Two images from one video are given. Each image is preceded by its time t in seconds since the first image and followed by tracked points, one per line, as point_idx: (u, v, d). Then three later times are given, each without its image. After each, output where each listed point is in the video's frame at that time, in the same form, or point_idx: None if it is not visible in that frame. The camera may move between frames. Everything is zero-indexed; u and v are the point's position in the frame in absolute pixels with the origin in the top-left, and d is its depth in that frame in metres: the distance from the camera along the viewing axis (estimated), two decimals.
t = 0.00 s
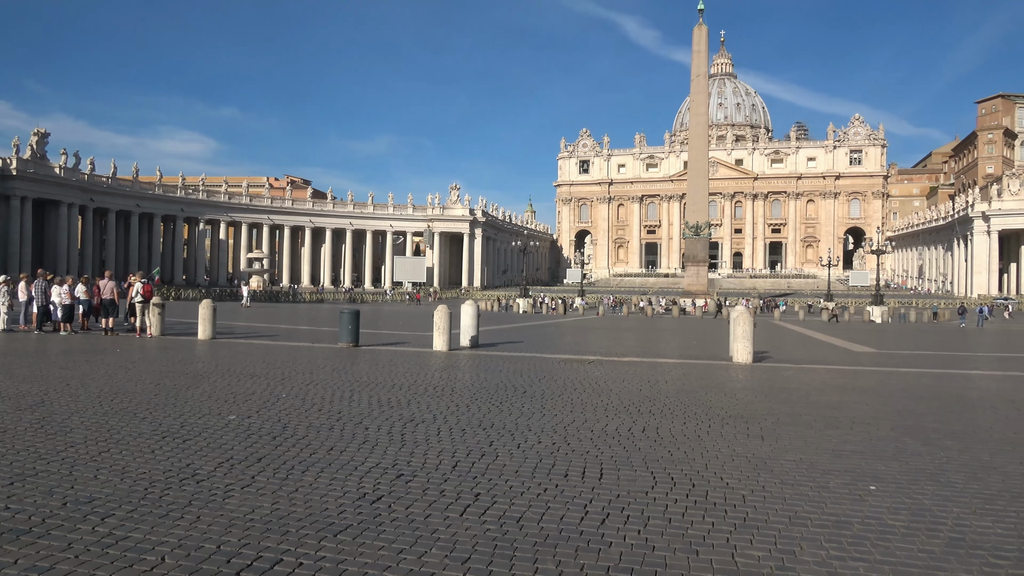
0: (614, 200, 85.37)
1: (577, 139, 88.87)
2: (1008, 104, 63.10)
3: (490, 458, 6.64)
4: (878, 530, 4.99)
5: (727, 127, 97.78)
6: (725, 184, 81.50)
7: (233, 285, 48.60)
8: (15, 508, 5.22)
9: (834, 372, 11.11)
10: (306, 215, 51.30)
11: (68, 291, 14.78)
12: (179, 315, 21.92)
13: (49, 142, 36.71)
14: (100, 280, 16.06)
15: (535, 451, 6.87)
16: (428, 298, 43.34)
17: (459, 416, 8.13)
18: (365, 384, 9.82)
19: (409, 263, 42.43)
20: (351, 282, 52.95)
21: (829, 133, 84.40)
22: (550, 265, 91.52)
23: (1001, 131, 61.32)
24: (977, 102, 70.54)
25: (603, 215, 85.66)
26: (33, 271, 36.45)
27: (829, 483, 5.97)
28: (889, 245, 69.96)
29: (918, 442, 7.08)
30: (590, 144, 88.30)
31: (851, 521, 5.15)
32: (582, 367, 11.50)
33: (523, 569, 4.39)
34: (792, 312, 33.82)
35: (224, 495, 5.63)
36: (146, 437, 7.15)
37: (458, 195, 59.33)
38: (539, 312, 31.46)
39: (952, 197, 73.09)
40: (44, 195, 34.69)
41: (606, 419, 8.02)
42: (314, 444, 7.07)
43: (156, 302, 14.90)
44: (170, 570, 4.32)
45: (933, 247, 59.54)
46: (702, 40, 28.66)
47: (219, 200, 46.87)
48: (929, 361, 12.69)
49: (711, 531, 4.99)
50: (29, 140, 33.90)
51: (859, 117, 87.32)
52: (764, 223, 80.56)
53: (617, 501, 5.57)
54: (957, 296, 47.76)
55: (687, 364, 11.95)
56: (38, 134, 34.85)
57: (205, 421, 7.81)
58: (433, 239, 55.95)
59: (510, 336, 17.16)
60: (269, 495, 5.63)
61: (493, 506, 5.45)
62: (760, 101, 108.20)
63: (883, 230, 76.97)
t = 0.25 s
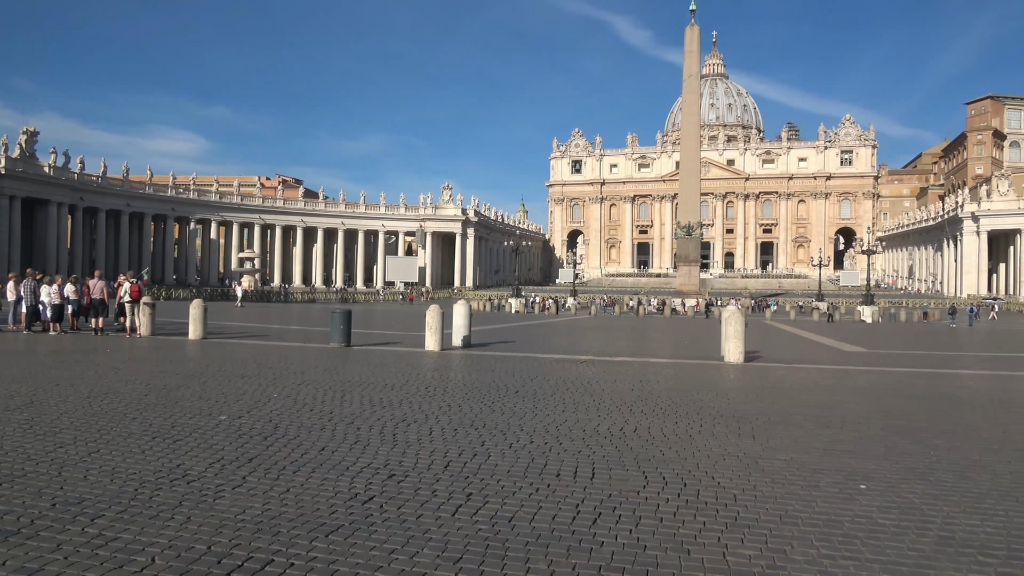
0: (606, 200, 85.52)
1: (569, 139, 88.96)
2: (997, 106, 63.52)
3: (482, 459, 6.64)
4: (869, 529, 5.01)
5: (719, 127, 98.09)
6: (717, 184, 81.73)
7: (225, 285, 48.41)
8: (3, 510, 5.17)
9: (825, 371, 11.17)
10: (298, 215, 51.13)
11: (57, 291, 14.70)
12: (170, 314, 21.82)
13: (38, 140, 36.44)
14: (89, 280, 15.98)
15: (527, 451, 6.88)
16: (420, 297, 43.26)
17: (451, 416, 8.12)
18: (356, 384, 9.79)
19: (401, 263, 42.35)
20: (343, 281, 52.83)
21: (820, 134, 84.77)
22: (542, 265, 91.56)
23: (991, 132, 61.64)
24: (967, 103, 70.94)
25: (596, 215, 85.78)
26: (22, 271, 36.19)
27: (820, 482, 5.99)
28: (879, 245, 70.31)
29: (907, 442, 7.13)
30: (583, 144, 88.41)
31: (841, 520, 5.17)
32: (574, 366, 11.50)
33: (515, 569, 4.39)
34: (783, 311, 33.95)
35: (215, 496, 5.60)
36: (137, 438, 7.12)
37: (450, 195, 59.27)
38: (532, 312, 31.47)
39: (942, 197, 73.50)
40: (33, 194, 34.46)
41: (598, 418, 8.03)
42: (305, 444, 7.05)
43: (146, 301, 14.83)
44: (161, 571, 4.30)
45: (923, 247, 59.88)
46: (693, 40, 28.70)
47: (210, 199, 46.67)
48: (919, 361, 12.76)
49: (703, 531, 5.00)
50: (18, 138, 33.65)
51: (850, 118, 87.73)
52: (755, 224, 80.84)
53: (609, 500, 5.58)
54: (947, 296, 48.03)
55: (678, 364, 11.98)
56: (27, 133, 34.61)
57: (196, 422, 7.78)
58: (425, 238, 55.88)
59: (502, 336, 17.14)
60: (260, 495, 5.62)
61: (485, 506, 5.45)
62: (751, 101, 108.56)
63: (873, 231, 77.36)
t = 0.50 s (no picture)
0: (597, 200, 85.68)
1: (561, 139, 89.08)
2: (984, 107, 64.04)
3: (472, 458, 6.63)
4: (857, 527, 5.05)
5: (709, 128, 98.43)
6: (707, 184, 82.04)
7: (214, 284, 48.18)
8: None
9: (814, 371, 11.23)
10: (288, 214, 50.95)
11: (45, 290, 14.57)
12: (159, 314, 21.69)
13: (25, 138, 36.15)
14: (78, 279, 15.85)
15: (518, 451, 6.88)
16: (411, 297, 43.21)
17: (442, 415, 8.11)
18: (347, 383, 9.77)
19: (391, 263, 42.29)
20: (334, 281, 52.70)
21: (810, 135, 85.24)
22: (533, 265, 91.62)
23: (978, 133, 62.08)
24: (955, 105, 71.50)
25: (586, 215, 85.92)
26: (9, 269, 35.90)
27: (809, 482, 6.02)
28: (868, 246, 70.78)
29: (895, 441, 7.17)
30: (574, 144, 88.54)
31: (829, 519, 5.20)
32: (565, 366, 11.51)
33: (506, 568, 4.39)
34: (773, 311, 34.15)
35: (204, 496, 5.57)
36: (125, 438, 7.08)
37: (441, 195, 59.22)
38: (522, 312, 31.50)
39: (930, 198, 74.06)
40: (20, 192, 34.17)
41: (588, 418, 8.04)
42: (295, 444, 7.03)
43: (135, 301, 14.72)
44: (150, 572, 4.27)
45: (911, 247, 60.32)
46: (684, 41, 28.80)
47: (199, 198, 46.46)
48: (906, 360, 12.87)
49: (693, 530, 5.01)
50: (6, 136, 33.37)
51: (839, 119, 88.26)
52: (745, 224, 81.18)
53: (600, 500, 5.59)
54: (935, 296, 48.41)
55: (669, 364, 12.01)
56: (15, 131, 34.32)
57: (185, 422, 7.74)
58: (416, 238, 55.80)
59: (492, 336, 17.12)
60: (249, 495, 5.59)
61: (475, 506, 5.45)
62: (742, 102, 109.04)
63: (862, 231, 77.86)
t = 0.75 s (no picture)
0: (589, 200, 85.80)
1: (553, 139, 89.16)
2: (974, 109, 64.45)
3: (464, 459, 6.63)
4: (847, 527, 5.08)
5: (701, 129, 98.74)
6: (699, 185, 82.32)
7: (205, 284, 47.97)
8: None
9: (804, 371, 11.28)
10: (280, 214, 50.81)
11: (34, 289, 14.48)
12: (149, 314, 21.56)
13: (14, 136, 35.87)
14: (67, 279, 15.75)
15: (510, 451, 6.88)
16: (403, 297, 43.16)
17: (434, 416, 8.11)
18: (339, 384, 9.75)
19: (383, 263, 42.21)
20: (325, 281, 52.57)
21: (801, 136, 85.59)
22: (526, 265, 91.64)
23: (967, 135, 62.41)
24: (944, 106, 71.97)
25: (579, 215, 86.01)
26: None
27: (799, 481, 6.05)
28: (858, 247, 71.17)
29: (885, 440, 7.22)
30: (566, 144, 88.65)
31: (819, 519, 5.22)
32: (556, 366, 11.52)
33: (497, 568, 4.40)
34: (764, 312, 34.30)
35: (194, 496, 5.56)
36: (115, 438, 7.03)
37: (433, 195, 59.18)
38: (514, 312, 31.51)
39: (920, 199, 74.54)
40: (9, 191, 33.91)
41: (580, 418, 8.06)
42: (286, 444, 7.01)
43: (125, 301, 14.63)
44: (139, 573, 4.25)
45: (901, 248, 60.67)
46: (676, 42, 28.86)
47: (190, 197, 46.24)
48: (896, 360, 12.93)
49: (684, 529, 5.03)
50: None
51: (830, 120, 88.67)
52: (737, 224, 81.44)
53: (591, 500, 5.60)
54: (924, 297, 48.70)
55: (660, 364, 12.05)
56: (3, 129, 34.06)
57: (175, 422, 7.70)
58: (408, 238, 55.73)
59: (484, 336, 17.12)
60: (240, 496, 5.58)
61: (466, 506, 5.45)
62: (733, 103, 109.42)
63: (852, 232, 78.29)
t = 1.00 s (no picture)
0: (580, 201, 85.93)
1: (544, 140, 89.27)
2: (962, 112, 64.85)
3: (454, 459, 6.63)
4: (835, 527, 5.10)
5: (692, 130, 99.09)
6: (689, 186, 82.61)
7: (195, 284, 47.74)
8: None
9: (794, 372, 11.33)
10: (270, 213, 50.66)
11: (22, 289, 14.38)
12: (138, 314, 21.44)
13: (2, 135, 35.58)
14: (55, 279, 15.63)
15: (500, 451, 6.89)
16: (394, 298, 43.09)
17: (425, 416, 8.11)
18: (329, 384, 9.71)
19: (374, 263, 42.13)
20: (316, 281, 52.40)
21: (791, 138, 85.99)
22: (517, 265, 91.67)
23: (955, 138, 62.56)
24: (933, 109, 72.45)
25: (570, 215, 86.13)
26: None
27: (788, 481, 6.08)
28: (847, 248, 71.59)
29: (873, 441, 7.26)
30: (558, 145, 88.79)
31: (808, 519, 5.25)
32: (547, 366, 11.54)
33: (487, 569, 4.40)
34: (754, 313, 34.46)
35: (183, 497, 5.52)
36: (104, 439, 6.98)
37: (425, 195, 59.12)
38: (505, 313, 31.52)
39: (908, 202, 75.04)
40: None
41: (570, 418, 8.07)
42: (275, 444, 6.99)
43: (115, 301, 14.55)
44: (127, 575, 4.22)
45: (890, 250, 61.07)
46: (667, 44, 28.95)
47: (180, 196, 46.02)
48: (884, 361, 13.01)
49: (673, 530, 5.04)
50: None
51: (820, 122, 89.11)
52: (727, 226, 81.73)
53: (581, 500, 5.60)
54: (913, 298, 49.01)
55: (651, 364, 12.08)
56: None
57: (164, 422, 7.65)
58: (399, 238, 55.64)
59: (475, 336, 17.12)
60: (229, 497, 5.55)
61: (457, 507, 5.44)
62: (725, 105, 109.85)
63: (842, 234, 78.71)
